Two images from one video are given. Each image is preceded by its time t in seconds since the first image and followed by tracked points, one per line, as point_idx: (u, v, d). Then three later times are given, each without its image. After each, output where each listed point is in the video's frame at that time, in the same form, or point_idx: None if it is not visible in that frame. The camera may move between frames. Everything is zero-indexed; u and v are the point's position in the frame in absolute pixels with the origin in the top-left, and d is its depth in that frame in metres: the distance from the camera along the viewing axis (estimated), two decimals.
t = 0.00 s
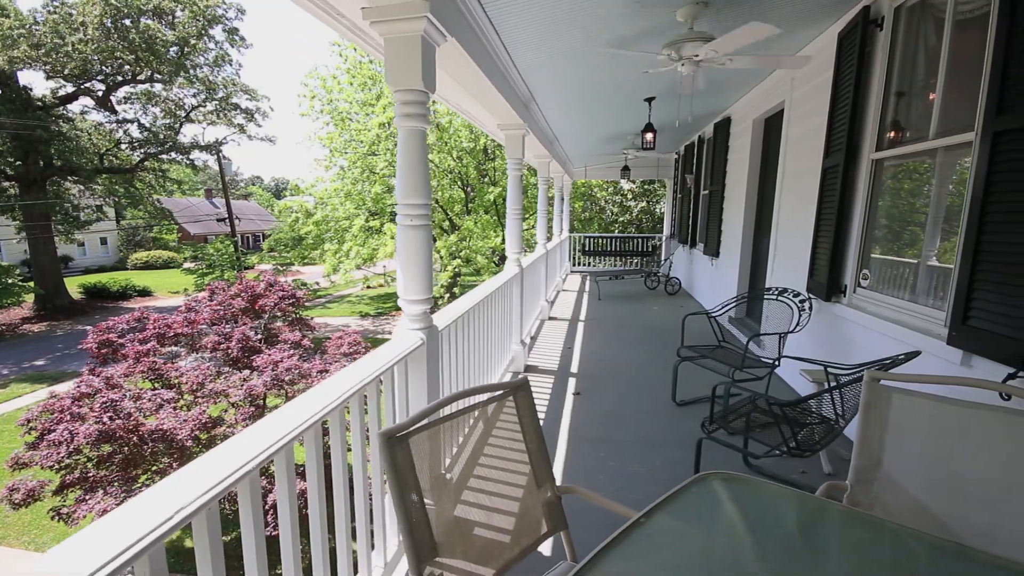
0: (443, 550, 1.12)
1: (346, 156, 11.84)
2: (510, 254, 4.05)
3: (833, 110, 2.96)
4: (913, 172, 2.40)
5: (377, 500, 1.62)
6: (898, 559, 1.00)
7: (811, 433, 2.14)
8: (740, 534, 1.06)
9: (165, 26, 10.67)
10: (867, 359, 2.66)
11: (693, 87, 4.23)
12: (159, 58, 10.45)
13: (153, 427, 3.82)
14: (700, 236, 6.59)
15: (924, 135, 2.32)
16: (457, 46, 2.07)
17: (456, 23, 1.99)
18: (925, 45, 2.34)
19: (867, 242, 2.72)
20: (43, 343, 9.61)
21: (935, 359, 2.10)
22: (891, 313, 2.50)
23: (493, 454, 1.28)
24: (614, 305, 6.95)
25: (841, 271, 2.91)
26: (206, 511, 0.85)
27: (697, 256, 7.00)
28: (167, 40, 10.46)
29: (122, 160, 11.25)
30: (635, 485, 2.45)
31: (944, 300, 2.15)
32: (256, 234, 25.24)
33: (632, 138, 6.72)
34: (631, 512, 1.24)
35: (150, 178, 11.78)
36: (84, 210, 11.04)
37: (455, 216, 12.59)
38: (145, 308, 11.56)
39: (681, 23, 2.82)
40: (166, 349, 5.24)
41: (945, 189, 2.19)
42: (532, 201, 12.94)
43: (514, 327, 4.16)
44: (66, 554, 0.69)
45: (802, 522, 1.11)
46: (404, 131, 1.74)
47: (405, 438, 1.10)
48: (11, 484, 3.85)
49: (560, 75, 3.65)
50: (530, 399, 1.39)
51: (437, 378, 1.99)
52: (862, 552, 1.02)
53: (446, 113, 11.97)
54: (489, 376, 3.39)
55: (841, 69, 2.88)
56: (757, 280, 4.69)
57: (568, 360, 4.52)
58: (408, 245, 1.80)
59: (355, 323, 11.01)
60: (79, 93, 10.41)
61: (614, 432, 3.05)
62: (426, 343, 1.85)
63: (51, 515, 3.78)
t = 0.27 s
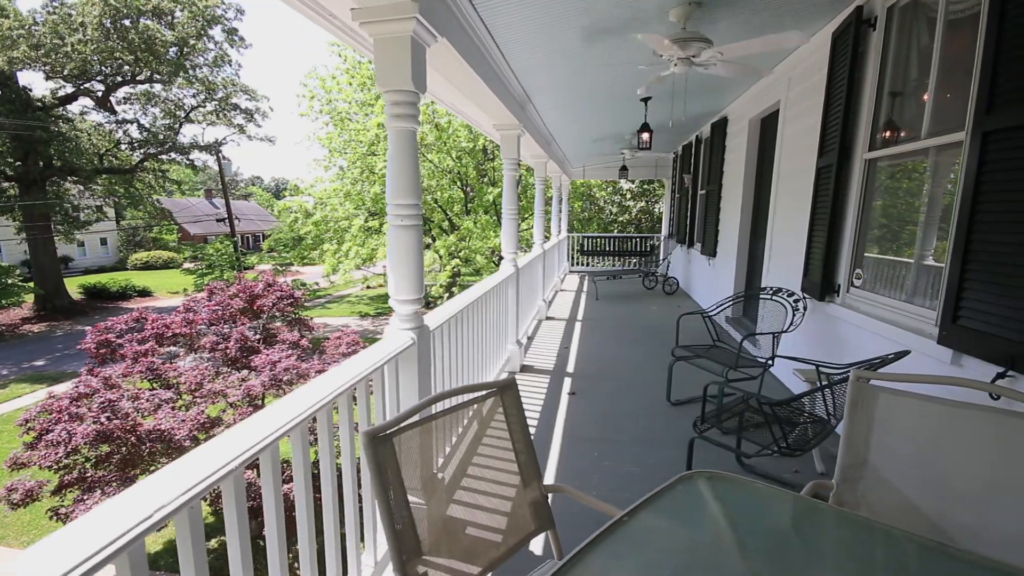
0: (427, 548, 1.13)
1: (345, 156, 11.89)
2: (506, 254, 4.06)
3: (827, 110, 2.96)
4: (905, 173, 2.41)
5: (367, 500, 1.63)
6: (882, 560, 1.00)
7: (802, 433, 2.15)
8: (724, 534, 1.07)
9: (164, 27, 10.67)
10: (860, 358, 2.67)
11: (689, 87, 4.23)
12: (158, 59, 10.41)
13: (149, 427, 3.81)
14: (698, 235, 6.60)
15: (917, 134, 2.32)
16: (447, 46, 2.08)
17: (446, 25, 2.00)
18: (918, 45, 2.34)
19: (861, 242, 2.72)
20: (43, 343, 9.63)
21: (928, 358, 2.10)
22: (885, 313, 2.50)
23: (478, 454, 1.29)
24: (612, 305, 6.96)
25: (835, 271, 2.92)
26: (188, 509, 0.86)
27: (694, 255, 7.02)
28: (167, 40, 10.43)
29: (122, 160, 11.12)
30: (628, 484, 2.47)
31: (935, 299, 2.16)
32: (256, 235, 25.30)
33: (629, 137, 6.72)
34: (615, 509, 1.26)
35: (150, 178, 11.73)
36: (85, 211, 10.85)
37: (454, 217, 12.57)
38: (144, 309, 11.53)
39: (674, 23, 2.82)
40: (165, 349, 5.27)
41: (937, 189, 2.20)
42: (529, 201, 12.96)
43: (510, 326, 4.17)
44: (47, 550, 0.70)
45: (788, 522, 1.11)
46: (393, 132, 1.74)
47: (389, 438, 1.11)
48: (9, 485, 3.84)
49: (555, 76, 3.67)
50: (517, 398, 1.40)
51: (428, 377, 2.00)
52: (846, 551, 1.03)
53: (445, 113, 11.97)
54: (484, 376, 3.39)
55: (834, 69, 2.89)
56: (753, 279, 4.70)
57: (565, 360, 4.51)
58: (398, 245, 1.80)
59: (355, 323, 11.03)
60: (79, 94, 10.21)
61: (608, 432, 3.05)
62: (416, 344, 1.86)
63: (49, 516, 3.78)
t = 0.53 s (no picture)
0: (410, 545, 1.14)
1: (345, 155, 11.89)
2: (501, 254, 4.06)
3: (821, 110, 2.97)
4: (897, 173, 2.42)
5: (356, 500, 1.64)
6: (863, 559, 1.00)
7: (793, 432, 2.15)
8: (707, 533, 1.07)
9: (163, 26, 10.54)
10: (853, 358, 2.67)
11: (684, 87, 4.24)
12: (157, 59, 10.27)
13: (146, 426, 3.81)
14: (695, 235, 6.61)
15: (909, 134, 2.33)
16: (438, 46, 2.08)
17: (437, 25, 2.00)
18: (910, 45, 2.34)
19: (854, 242, 2.72)
20: (42, 343, 9.63)
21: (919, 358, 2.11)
22: (878, 313, 2.51)
23: (464, 453, 1.31)
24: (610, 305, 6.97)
25: (828, 271, 2.93)
26: (170, 507, 0.86)
27: (692, 255, 7.04)
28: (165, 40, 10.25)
29: (122, 160, 11.10)
30: (621, 484, 2.47)
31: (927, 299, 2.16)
32: (256, 236, 25.34)
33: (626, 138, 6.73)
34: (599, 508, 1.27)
35: (149, 179, 11.71)
36: (84, 211, 10.85)
37: (453, 217, 12.57)
38: (143, 309, 11.53)
39: (667, 23, 2.83)
40: (163, 350, 5.24)
41: (929, 189, 2.20)
42: (527, 201, 12.98)
43: (506, 327, 4.17)
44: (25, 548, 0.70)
45: (770, 520, 1.12)
46: (384, 132, 1.74)
47: (373, 437, 1.12)
48: (7, 485, 3.84)
49: (550, 76, 3.68)
50: (504, 397, 1.41)
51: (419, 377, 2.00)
52: (827, 549, 1.03)
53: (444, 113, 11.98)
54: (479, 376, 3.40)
55: (828, 68, 2.89)
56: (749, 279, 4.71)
57: (561, 361, 4.51)
58: (389, 245, 1.81)
59: (354, 323, 11.05)
60: (79, 94, 10.21)
61: (602, 432, 3.06)
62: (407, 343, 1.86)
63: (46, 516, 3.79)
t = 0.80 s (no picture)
0: (395, 543, 1.15)
1: (345, 155, 11.89)
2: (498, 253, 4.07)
3: (815, 110, 2.97)
4: (889, 173, 2.43)
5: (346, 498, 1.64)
6: (844, 557, 1.01)
7: (785, 432, 2.15)
8: (693, 532, 1.07)
9: (162, 27, 10.51)
10: (847, 357, 2.67)
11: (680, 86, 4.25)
12: (157, 59, 10.23)
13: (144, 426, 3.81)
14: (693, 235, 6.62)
15: (901, 134, 2.34)
16: (430, 46, 2.09)
17: (429, 26, 2.01)
18: (903, 44, 2.34)
19: (848, 242, 2.73)
20: (42, 343, 9.63)
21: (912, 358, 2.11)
22: (871, 313, 2.50)
23: (450, 452, 1.31)
24: (608, 305, 6.98)
25: (822, 271, 2.93)
26: (153, 505, 0.87)
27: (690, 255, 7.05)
28: (165, 40, 10.22)
29: (122, 160, 11.14)
30: (615, 483, 2.48)
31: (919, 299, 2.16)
32: (257, 237, 25.41)
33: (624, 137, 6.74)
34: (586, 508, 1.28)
35: (149, 179, 11.71)
36: (84, 211, 10.72)
37: (452, 217, 12.57)
38: (143, 309, 11.53)
39: (661, 24, 2.84)
40: (162, 350, 5.27)
41: (921, 187, 2.21)
42: (526, 201, 13.01)
43: (502, 326, 4.18)
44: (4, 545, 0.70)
45: (756, 519, 1.13)
46: (375, 133, 1.75)
47: (360, 435, 1.12)
48: (5, 485, 3.84)
49: (546, 76, 3.69)
50: (492, 396, 1.41)
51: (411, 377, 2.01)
52: (811, 547, 1.04)
53: (444, 113, 12.00)
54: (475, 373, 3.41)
55: (822, 68, 2.90)
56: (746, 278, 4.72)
57: (558, 361, 4.52)
58: (380, 246, 1.82)
59: (354, 323, 11.07)
60: (78, 94, 10.20)
61: (598, 431, 3.07)
62: (398, 343, 1.87)
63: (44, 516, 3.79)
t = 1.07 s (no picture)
0: (382, 542, 1.16)
1: (345, 155, 11.87)
2: (494, 253, 4.08)
3: (810, 110, 2.98)
4: (882, 173, 2.44)
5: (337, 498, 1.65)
6: (827, 555, 1.02)
7: (778, 433, 2.16)
8: (678, 531, 1.08)
9: (161, 27, 10.37)
10: (841, 357, 2.67)
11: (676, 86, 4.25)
12: (157, 59, 10.21)
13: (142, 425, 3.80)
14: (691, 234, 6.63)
15: (895, 134, 2.34)
16: (423, 46, 2.09)
17: (421, 25, 2.01)
18: (897, 44, 2.35)
19: (842, 242, 2.74)
20: (42, 344, 9.63)
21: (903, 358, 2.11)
22: (865, 313, 2.51)
23: (439, 451, 1.32)
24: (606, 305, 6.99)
25: (817, 270, 2.94)
26: (138, 504, 0.87)
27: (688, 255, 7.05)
28: (164, 40, 10.21)
29: (121, 160, 11.14)
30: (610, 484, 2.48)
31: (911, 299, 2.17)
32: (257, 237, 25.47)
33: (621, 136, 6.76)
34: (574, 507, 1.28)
35: (149, 179, 11.74)
36: (84, 211, 10.68)
37: (452, 217, 12.55)
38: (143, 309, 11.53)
39: (655, 24, 2.84)
40: (160, 350, 5.29)
41: (914, 186, 2.21)
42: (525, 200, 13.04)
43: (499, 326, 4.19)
44: None
45: (742, 518, 1.13)
46: (367, 133, 1.75)
47: (346, 435, 1.13)
48: (3, 485, 3.83)
49: (542, 77, 3.70)
50: (481, 396, 1.42)
51: (404, 377, 2.01)
52: (795, 545, 1.04)
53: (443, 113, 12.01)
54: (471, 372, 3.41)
55: (817, 67, 2.90)
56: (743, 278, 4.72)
57: (555, 361, 4.51)
58: (372, 245, 1.82)
59: (354, 322, 11.08)
60: (78, 94, 10.17)
61: (594, 431, 3.07)
62: (390, 343, 1.87)
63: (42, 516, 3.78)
